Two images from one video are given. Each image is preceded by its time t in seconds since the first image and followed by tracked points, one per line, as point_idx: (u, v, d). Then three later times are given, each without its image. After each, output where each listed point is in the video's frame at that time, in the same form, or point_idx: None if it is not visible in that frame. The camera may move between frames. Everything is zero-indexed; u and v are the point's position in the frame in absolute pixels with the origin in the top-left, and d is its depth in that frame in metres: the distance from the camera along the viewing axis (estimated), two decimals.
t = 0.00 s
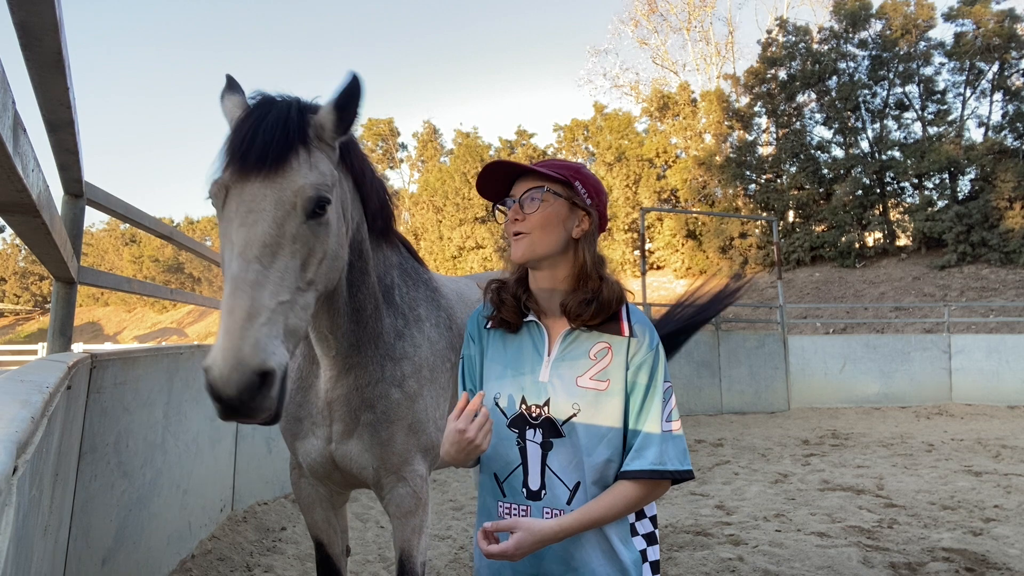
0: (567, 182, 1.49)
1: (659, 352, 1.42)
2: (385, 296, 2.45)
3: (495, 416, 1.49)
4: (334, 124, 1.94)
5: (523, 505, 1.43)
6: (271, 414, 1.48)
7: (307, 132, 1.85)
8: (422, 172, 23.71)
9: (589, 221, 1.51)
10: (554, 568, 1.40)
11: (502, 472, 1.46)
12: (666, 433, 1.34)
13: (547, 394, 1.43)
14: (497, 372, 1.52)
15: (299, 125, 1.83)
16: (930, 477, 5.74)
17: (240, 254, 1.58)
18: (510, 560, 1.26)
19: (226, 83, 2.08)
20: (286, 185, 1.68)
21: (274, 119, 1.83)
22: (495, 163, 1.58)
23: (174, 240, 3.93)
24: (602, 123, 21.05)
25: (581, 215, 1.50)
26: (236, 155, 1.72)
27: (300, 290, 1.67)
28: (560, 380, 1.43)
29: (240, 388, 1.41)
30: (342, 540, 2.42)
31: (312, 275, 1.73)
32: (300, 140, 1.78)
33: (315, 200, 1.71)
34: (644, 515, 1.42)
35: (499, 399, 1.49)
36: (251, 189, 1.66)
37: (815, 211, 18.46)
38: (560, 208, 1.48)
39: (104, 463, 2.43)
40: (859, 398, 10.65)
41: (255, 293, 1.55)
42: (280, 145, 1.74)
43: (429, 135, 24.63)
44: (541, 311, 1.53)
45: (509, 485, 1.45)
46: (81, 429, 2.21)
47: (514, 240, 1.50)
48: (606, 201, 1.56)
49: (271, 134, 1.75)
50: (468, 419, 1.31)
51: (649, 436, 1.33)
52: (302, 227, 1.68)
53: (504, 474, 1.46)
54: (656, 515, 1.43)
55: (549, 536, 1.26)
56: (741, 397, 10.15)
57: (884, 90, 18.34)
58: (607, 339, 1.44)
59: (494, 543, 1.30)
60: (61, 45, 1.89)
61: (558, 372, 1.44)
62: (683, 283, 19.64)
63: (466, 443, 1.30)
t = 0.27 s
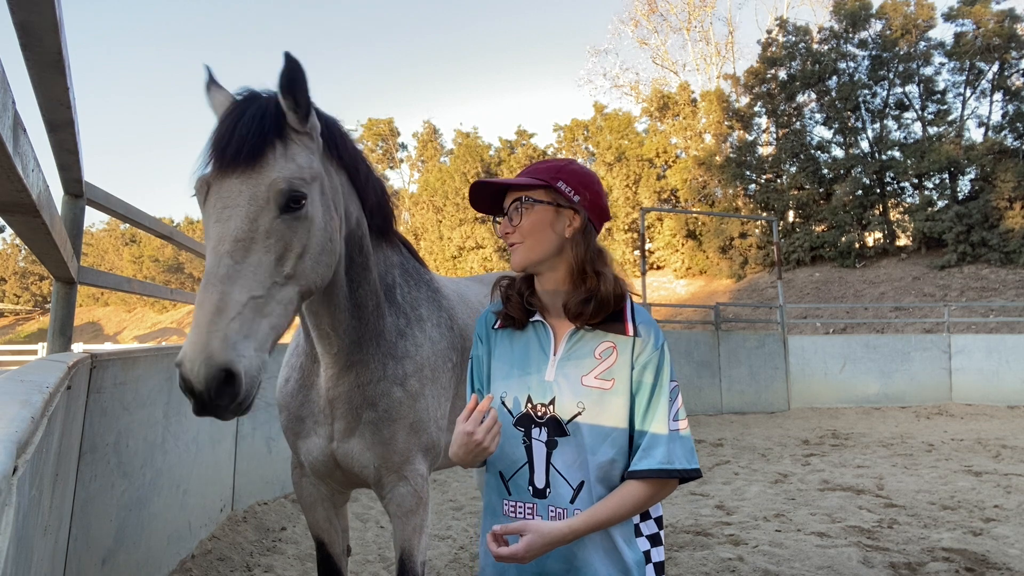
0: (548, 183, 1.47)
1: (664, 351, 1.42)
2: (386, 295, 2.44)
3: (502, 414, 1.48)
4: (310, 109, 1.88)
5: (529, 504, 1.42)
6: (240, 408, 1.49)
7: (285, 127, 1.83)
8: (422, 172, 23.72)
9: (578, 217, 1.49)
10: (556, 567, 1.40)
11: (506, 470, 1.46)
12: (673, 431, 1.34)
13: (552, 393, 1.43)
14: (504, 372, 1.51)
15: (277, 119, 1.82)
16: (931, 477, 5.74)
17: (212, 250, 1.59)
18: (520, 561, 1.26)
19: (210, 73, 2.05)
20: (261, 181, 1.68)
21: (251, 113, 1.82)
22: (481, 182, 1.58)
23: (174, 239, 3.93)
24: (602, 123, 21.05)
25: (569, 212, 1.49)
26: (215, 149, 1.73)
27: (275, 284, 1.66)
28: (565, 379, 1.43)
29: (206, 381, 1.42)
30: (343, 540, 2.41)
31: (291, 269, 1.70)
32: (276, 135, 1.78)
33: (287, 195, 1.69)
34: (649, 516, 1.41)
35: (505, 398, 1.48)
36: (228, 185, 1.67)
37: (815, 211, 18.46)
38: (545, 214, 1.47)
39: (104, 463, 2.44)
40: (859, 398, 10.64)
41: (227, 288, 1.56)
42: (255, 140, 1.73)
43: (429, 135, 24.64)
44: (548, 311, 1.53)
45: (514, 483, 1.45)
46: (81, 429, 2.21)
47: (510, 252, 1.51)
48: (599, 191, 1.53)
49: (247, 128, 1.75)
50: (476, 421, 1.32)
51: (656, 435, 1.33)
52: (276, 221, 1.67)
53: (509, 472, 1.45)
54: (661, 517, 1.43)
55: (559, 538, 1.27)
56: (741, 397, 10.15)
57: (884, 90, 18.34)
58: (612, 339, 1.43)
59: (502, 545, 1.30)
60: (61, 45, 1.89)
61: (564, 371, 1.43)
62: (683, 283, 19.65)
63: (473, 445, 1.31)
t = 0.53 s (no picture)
0: (539, 187, 1.45)
1: (666, 352, 1.40)
2: (388, 294, 2.44)
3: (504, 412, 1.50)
4: (287, 99, 1.92)
5: (531, 502, 1.43)
6: (181, 383, 1.47)
7: (263, 117, 1.87)
8: (422, 172, 23.71)
9: (566, 220, 1.46)
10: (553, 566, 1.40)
11: (509, 468, 1.46)
12: (675, 433, 1.32)
13: (554, 393, 1.43)
14: (508, 372, 1.52)
15: (254, 108, 1.86)
16: (931, 477, 5.74)
17: (173, 227, 1.62)
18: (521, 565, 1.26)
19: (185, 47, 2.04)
20: (228, 164, 1.71)
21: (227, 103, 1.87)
22: (478, 187, 1.58)
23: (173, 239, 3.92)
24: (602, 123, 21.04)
25: (557, 216, 1.46)
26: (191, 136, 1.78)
27: (234, 267, 1.66)
28: (567, 379, 1.43)
29: (142, 352, 1.41)
30: (344, 539, 2.41)
31: (253, 255, 1.70)
32: (252, 122, 1.81)
33: (252, 178, 1.72)
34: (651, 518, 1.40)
35: (508, 397, 1.50)
36: (196, 167, 1.70)
37: (815, 211, 18.46)
38: (534, 217, 1.46)
39: (104, 463, 2.43)
40: (859, 398, 10.64)
41: (180, 262, 1.56)
42: (228, 126, 1.77)
43: (429, 135, 24.64)
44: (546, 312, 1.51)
45: (516, 482, 1.45)
46: (81, 428, 2.21)
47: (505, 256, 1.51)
48: (596, 192, 1.49)
49: (223, 116, 1.80)
50: (477, 423, 1.32)
51: (657, 435, 1.32)
52: (240, 203, 1.69)
53: (511, 471, 1.46)
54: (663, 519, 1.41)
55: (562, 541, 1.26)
56: (741, 397, 10.15)
57: (884, 89, 18.34)
58: (611, 341, 1.42)
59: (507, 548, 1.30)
60: (61, 44, 1.89)
61: (566, 372, 1.43)
62: (683, 284, 19.65)
63: (474, 446, 1.31)
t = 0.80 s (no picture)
0: (539, 189, 1.45)
1: (657, 351, 1.35)
2: (387, 294, 2.44)
3: (502, 409, 1.50)
4: (263, 94, 1.92)
5: (523, 499, 1.41)
6: (148, 370, 1.45)
7: (239, 112, 1.87)
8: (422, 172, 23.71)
9: (566, 224, 1.45)
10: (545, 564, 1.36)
11: (505, 465, 1.45)
12: (667, 434, 1.26)
13: (547, 391, 1.41)
14: (508, 369, 1.51)
15: (230, 104, 1.86)
16: (931, 477, 5.74)
17: (148, 220, 1.63)
18: None
19: (165, 47, 2.05)
20: (200, 159, 1.71)
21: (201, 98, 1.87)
22: (485, 188, 1.58)
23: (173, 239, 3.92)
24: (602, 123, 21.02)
25: (556, 219, 1.45)
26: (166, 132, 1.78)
27: (210, 260, 1.66)
28: (559, 378, 1.41)
29: (112, 339, 1.41)
30: (346, 539, 2.42)
31: (229, 248, 1.71)
32: (226, 118, 1.81)
33: (225, 173, 1.72)
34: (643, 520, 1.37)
35: (506, 395, 1.49)
36: (170, 162, 1.71)
37: (815, 211, 18.46)
38: (534, 219, 1.45)
39: (104, 463, 2.44)
40: (859, 398, 10.64)
41: (153, 255, 1.57)
42: (202, 121, 1.77)
43: (429, 135, 24.64)
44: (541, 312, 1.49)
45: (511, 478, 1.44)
46: (81, 429, 2.21)
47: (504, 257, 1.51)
48: (599, 198, 1.46)
49: (198, 112, 1.80)
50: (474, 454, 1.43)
51: (648, 436, 1.27)
52: (215, 195, 1.70)
53: (507, 467, 1.45)
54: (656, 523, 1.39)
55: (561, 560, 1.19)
56: (741, 397, 10.15)
57: (884, 89, 18.34)
58: (603, 339, 1.39)
59: None
60: (61, 44, 1.89)
61: (558, 371, 1.41)
62: (683, 284, 19.65)
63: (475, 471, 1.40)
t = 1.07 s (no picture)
0: (545, 186, 1.39)
1: (635, 353, 1.25)
2: (386, 294, 2.44)
3: (495, 408, 1.48)
4: (252, 96, 1.91)
5: (510, 497, 1.37)
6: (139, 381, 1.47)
7: (227, 115, 1.86)
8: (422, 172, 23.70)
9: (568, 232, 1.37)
10: (530, 562, 1.30)
11: (496, 462, 1.43)
12: (641, 441, 1.20)
13: (531, 390, 1.37)
14: (503, 367, 1.48)
15: (218, 106, 1.85)
16: (931, 477, 5.74)
17: (137, 224, 1.63)
18: None
19: (151, 51, 2.06)
20: (187, 164, 1.71)
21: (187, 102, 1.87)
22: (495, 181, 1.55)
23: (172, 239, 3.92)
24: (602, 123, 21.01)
25: (557, 219, 1.39)
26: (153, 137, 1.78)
27: (200, 264, 1.66)
28: (541, 378, 1.36)
29: (102, 351, 1.42)
30: (347, 540, 2.41)
31: (219, 252, 1.70)
32: (213, 121, 1.81)
33: (212, 178, 1.72)
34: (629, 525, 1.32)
35: (499, 394, 1.46)
36: (157, 168, 1.71)
37: (815, 211, 18.45)
38: (534, 215, 1.40)
39: (103, 463, 2.43)
40: (858, 398, 10.64)
41: (141, 261, 1.56)
42: (189, 125, 1.77)
43: (429, 135, 24.63)
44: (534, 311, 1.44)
45: (500, 475, 1.41)
46: (81, 428, 2.21)
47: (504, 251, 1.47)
48: (607, 203, 1.37)
49: (184, 115, 1.80)
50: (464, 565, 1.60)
51: (623, 440, 1.20)
52: (204, 199, 1.70)
53: (497, 465, 1.43)
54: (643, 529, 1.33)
55: None
56: (741, 397, 10.15)
57: (884, 90, 18.34)
58: (583, 340, 1.32)
59: None
60: (61, 44, 1.89)
61: (542, 371, 1.36)
62: (683, 284, 19.64)
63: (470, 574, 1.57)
